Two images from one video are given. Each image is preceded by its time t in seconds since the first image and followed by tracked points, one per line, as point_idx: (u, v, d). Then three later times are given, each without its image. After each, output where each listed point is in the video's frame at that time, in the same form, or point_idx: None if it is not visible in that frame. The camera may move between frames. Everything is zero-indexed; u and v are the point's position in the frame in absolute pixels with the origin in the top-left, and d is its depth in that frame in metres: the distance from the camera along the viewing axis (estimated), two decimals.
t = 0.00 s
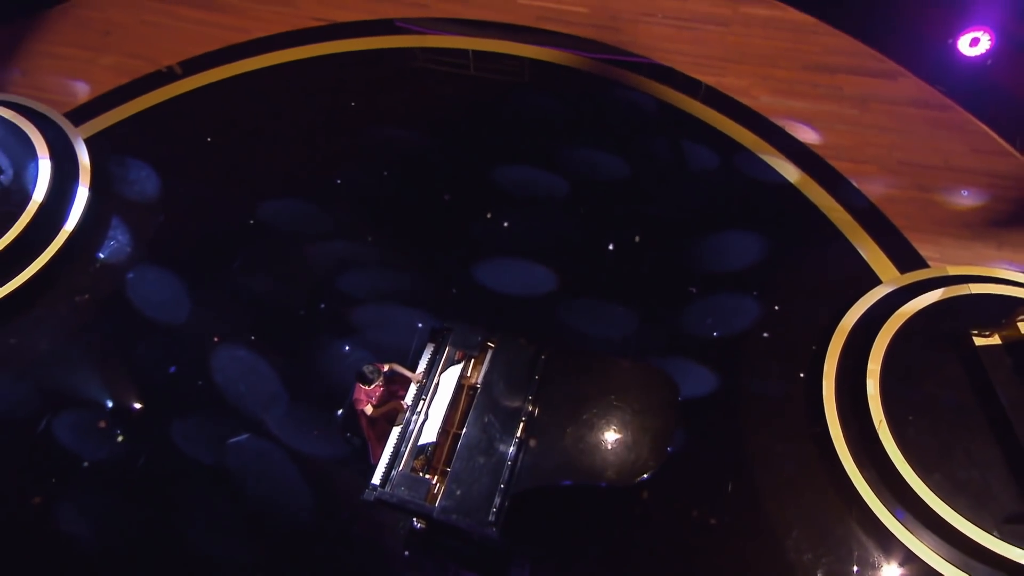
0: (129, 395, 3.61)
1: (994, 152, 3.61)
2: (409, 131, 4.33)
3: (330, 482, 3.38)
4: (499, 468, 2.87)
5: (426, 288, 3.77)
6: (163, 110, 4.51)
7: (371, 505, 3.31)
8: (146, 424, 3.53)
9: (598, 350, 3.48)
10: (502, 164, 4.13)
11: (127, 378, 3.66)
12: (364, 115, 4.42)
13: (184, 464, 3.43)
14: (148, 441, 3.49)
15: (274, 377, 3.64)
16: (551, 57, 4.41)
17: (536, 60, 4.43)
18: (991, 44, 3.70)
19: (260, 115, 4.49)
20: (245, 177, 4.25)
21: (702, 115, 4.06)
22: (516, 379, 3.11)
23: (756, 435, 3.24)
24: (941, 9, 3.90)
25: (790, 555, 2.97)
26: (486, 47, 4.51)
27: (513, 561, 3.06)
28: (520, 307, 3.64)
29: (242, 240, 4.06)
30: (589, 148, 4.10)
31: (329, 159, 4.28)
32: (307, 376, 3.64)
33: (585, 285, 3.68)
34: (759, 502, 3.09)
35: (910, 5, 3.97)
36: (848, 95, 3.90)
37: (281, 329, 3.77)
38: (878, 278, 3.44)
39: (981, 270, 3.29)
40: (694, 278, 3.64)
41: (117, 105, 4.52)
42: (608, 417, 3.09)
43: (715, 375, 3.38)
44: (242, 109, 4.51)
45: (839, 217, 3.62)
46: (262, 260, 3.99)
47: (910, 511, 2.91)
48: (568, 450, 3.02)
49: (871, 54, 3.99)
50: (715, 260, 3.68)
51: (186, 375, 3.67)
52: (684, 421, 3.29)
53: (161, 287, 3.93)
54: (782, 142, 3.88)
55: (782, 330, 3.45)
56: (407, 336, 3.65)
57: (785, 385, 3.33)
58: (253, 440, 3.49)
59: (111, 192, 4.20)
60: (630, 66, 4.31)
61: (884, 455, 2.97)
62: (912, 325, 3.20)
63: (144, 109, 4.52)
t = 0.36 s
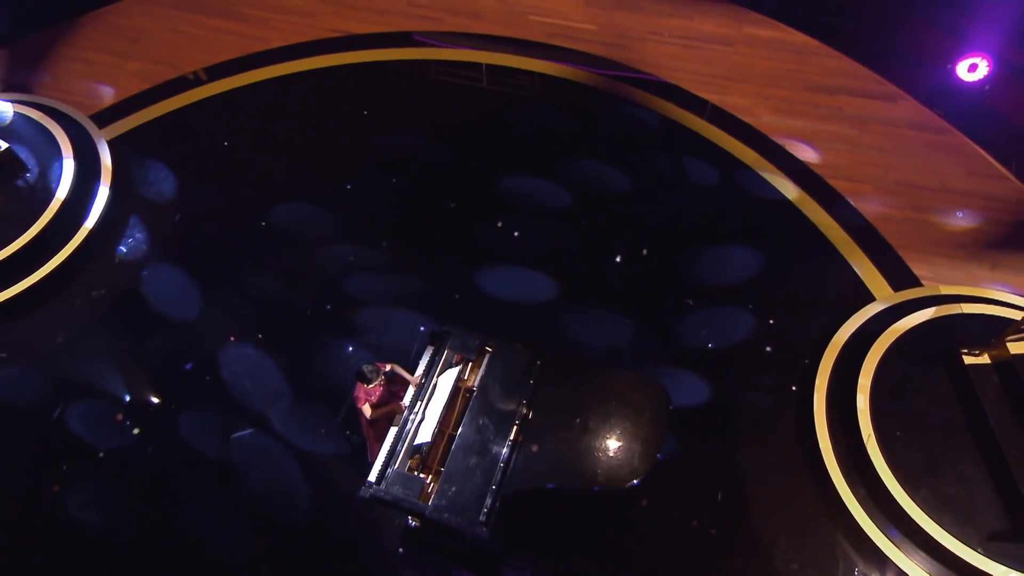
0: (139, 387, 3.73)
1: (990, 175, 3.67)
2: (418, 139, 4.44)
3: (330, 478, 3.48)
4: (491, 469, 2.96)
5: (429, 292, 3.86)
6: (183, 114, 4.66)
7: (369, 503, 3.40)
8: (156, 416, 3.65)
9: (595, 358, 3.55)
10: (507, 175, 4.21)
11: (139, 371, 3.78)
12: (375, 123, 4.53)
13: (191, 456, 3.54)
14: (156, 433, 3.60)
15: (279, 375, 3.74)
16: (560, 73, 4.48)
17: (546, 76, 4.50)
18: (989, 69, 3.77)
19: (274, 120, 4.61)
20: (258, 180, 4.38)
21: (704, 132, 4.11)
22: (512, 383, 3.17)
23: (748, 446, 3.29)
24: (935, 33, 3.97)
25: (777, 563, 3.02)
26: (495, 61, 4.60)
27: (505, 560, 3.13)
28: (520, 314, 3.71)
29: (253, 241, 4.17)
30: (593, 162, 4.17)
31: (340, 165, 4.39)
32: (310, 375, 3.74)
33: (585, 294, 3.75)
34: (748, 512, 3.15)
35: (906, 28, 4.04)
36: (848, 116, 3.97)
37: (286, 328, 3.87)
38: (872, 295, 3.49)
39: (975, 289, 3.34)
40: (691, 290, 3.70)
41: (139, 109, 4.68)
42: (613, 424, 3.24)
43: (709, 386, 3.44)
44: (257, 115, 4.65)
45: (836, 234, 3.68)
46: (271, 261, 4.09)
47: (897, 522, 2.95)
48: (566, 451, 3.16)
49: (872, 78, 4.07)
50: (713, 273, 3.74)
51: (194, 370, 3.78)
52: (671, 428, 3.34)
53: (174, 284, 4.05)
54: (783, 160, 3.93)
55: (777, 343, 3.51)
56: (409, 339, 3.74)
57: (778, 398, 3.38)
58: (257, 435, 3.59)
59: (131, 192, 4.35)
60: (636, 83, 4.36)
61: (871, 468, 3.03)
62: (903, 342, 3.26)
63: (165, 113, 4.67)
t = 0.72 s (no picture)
0: (151, 381, 3.86)
1: (987, 197, 3.71)
2: (428, 148, 4.55)
3: (330, 474, 3.58)
4: (484, 470, 3.05)
5: (433, 297, 3.96)
6: (203, 119, 4.83)
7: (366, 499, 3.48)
8: (165, 408, 3.77)
9: (592, 365, 3.63)
10: (513, 185, 4.31)
11: (150, 364, 3.91)
12: (386, 131, 4.65)
13: (197, 448, 3.66)
14: (165, 425, 3.72)
15: (284, 373, 3.85)
16: (570, 88, 4.58)
17: (555, 91, 4.59)
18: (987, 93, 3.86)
19: (289, 126, 4.76)
20: (271, 184, 4.52)
21: (707, 148, 4.20)
22: (506, 387, 3.27)
23: (738, 456, 3.35)
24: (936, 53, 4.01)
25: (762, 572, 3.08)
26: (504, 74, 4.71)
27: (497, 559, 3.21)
28: (520, 320, 3.80)
29: (264, 242, 4.30)
30: (597, 174, 4.26)
31: (351, 171, 4.51)
32: (315, 374, 3.84)
33: (585, 303, 3.83)
34: (736, 520, 3.20)
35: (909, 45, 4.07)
36: (848, 136, 4.05)
37: (293, 327, 3.99)
38: (866, 311, 3.55)
39: (968, 308, 3.39)
40: (688, 302, 3.78)
41: (161, 112, 4.86)
42: (616, 432, 3.29)
43: (702, 396, 3.51)
44: (273, 121, 4.79)
45: (832, 251, 3.75)
46: (281, 261, 4.21)
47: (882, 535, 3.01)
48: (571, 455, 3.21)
49: (872, 99, 4.14)
50: (711, 287, 3.81)
51: (202, 365, 3.90)
52: (665, 437, 3.43)
53: (187, 281, 4.19)
54: (783, 177, 4.01)
55: (771, 356, 3.57)
56: (412, 342, 3.85)
57: (770, 410, 3.45)
58: (261, 430, 3.70)
59: (150, 192, 4.51)
60: (642, 99, 4.45)
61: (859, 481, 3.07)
62: (895, 359, 3.31)
63: (186, 117, 4.83)
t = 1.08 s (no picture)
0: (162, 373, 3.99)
1: (982, 218, 3.77)
2: (437, 156, 4.67)
3: (331, 470, 3.68)
4: (477, 470, 3.18)
5: (436, 301, 4.07)
6: (221, 123, 4.99)
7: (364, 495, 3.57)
8: (174, 400, 3.90)
9: (589, 372, 3.71)
10: (519, 194, 4.41)
11: (162, 358, 4.05)
12: (397, 139, 4.78)
13: (203, 439, 3.78)
14: (173, 416, 3.85)
15: (289, 370, 3.97)
16: (576, 101, 4.69)
17: (563, 104, 4.70)
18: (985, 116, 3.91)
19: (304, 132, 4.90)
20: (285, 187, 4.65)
21: (710, 164, 4.28)
22: (502, 390, 3.40)
23: (730, 465, 3.41)
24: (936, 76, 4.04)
25: None
26: (513, 86, 4.83)
27: (489, 557, 3.28)
28: (521, 326, 3.89)
29: (276, 243, 4.43)
30: (601, 185, 4.35)
31: (362, 177, 4.64)
32: (320, 373, 3.96)
33: (584, 311, 3.91)
34: (725, 528, 3.25)
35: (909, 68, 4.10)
36: (847, 154, 4.12)
37: (300, 327, 4.11)
38: (860, 326, 3.60)
39: (961, 326, 3.44)
40: (685, 312, 3.84)
41: (182, 116, 5.02)
42: (618, 441, 3.51)
43: (696, 405, 3.57)
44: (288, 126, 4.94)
45: (829, 266, 3.81)
46: (291, 262, 4.34)
47: (869, 549, 3.05)
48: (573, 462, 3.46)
49: (871, 119, 4.23)
50: (709, 298, 3.86)
51: (212, 360, 4.03)
52: (653, 441, 3.49)
53: (201, 279, 4.33)
54: (782, 193, 4.08)
55: (766, 368, 3.63)
56: (414, 343, 3.95)
57: (762, 420, 3.50)
58: (265, 425, 3.82)
59: (169, 192, 4.67)
60: (648, 114, 4.55)
61: (848, 493, 3.11)
62: (887, 374, 3.35)
63: (206, 121, 4.98)
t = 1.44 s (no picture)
0: (169, 368, 4.12)
1: (977, 238, 3.81)
2: (443, 164, 4.77)
3: (329, 466, 3.77)
4: (469, 469, 3.23)
5: (437, 305, 4.17)
6: (237, 128, 5.15)
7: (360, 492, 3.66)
8: (179, 394, 4.03)
9: (583, 377, 3.77)
10: (522, 203, 4.50)
11: (170, 353, 4.18)
12: (405, 146, 4.90)
13: (207, 433, 3.89)
14: (179, 409, 3.97)
15: (292, 368, 4.08)
16: (581, 114, 4.80)
17: (567, 117, 4.81)
18: (981, 137, 3.96)
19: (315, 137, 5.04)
20: (294, 191, 4.78)
21: (709, 178, 4.37)
22: (496, 392, 3.45)
23: (719, 473, 3.46)
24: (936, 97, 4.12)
25: None
26: (520, 98, 4.95)
27: (480, 554, 3.36)
28: (518, 332, 3.98)
29: (284, 244, 4.55)
30: (602, 196, 4.44)
31: (369, 182, 4.76)
32: (321, 371, 4.06)
33: (581, 318, 3.98)
34: (712, 535, 3.30)
35: (909, 89, 4.18)
36: (844, 172, 4.19)
37: (305, 326, 4.22)
38: (852, 340, 3.66)
39: (950, 342, 3.50)
40: (680, 322, 3.90)
41: (200, 121, 5.19)
42: (618, 448, 3.49)
43: (687, 414, 3.62)
44: (300, 132, 5.08)
45: (823, 281, 3.87)
46: (298, 264, 4.46)
47: (853, 559, 3.10)
48: (573, 466, 3.40)
49: (868, 138, 4.30)
50: (704, 309, 3.92)
51: (218, 356, 4.15)
52: (641, 446, 3.53)
53: (211, 278, 4.46)
54: (780, 209, 4.15)
55: (758, 379, 3.67)
56: (414, 345, 4.06)
57: (752, 430, 3.55)
58: (268, 420, 3.92)
59: (184, 193, 4.83)
60: (651, 129, 4.64)
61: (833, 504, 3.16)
62: (876, 388, 3.40)
63: (222, 126, 5.15)
